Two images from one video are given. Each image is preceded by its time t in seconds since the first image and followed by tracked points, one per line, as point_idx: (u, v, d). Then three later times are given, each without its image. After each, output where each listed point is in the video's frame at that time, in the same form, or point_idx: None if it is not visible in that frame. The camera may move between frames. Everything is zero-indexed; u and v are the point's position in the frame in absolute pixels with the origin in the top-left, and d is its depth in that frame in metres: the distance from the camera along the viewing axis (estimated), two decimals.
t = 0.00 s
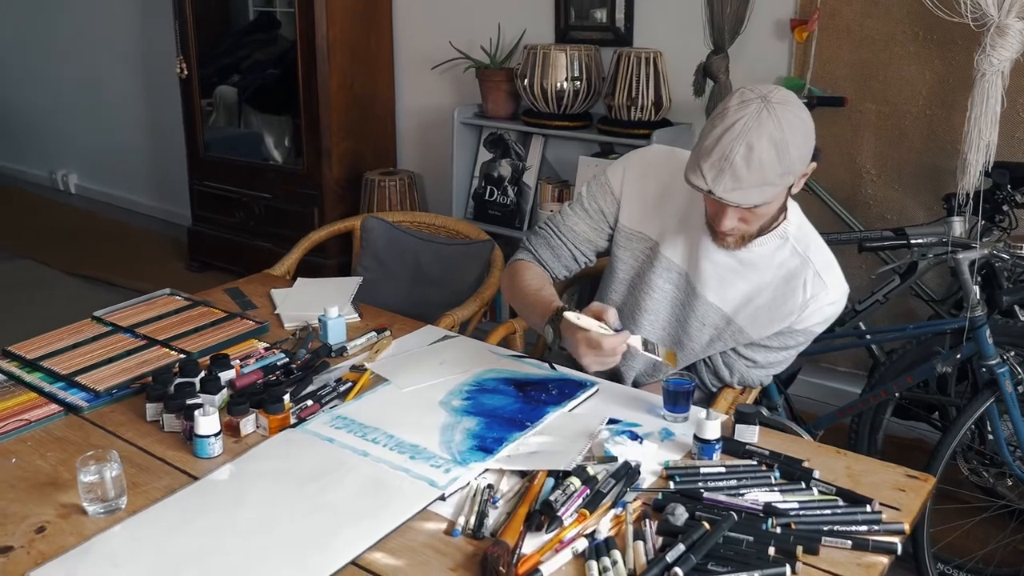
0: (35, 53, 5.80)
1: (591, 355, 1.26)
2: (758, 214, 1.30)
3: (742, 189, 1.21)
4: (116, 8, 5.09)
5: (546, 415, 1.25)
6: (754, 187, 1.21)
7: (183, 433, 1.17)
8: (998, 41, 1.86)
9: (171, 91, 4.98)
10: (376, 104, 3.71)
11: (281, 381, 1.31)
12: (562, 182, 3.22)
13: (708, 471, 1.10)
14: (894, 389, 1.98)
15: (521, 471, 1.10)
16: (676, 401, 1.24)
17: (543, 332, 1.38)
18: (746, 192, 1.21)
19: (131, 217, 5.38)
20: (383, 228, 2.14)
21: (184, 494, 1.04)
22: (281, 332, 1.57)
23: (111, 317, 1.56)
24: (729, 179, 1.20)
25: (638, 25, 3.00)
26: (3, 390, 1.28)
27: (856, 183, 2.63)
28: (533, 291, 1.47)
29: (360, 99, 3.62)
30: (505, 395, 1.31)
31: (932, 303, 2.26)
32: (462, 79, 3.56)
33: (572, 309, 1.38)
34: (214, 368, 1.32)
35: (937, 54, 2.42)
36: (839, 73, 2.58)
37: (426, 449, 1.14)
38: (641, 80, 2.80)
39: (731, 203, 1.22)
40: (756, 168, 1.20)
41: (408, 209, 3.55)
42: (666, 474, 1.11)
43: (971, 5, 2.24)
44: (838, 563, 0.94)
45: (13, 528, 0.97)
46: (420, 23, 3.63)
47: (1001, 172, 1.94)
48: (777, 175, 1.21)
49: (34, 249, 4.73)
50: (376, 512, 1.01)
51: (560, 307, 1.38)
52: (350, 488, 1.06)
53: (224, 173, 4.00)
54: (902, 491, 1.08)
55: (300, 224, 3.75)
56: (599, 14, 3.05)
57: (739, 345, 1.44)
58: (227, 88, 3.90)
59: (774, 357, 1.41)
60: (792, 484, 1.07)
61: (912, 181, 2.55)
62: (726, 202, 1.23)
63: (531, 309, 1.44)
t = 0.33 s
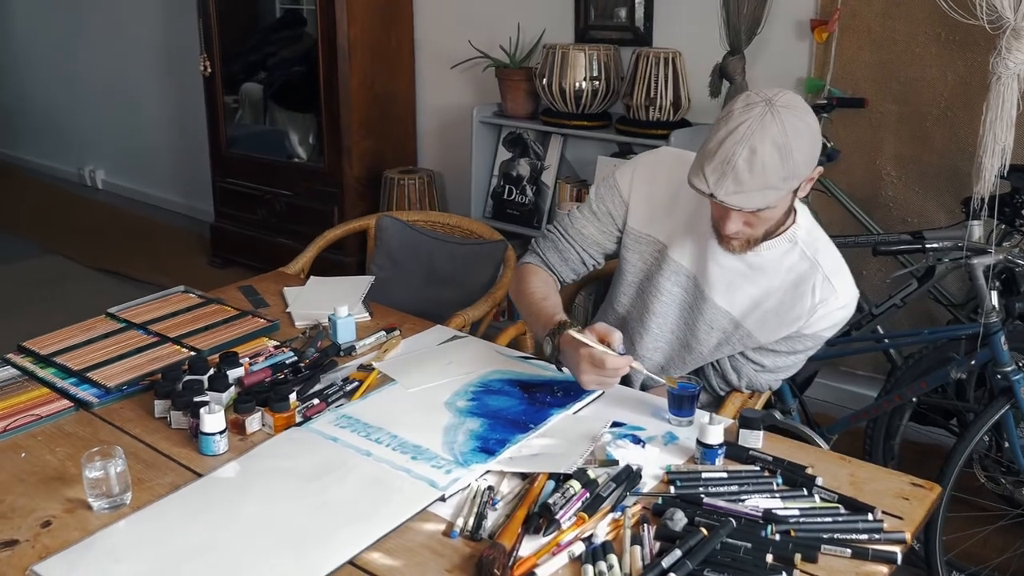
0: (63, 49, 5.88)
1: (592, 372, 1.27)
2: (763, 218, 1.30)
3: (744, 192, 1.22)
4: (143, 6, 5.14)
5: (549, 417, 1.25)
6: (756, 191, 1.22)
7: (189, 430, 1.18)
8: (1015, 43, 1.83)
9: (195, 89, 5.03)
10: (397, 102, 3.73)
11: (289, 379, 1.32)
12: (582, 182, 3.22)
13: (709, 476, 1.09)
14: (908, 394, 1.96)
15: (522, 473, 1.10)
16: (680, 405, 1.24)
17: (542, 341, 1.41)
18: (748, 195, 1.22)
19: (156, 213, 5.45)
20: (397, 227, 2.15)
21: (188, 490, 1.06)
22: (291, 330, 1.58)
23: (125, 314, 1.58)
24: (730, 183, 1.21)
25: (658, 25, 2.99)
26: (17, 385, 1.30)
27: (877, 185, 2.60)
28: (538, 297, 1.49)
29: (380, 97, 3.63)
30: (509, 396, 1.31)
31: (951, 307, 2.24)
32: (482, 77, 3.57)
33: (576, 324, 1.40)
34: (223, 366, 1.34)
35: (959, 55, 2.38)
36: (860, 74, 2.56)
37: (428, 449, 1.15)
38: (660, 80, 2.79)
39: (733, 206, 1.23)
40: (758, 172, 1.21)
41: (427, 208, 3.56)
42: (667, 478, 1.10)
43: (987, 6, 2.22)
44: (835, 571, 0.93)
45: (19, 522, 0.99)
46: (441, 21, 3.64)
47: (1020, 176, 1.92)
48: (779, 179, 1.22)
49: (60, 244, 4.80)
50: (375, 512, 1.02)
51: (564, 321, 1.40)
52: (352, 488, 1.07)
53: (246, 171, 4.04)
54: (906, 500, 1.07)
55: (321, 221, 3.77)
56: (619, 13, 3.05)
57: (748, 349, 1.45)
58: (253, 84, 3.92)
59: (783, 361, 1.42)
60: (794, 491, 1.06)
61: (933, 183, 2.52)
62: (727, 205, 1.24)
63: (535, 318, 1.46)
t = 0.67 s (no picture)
0: (91, 47, 5.96)
1: (586, 374, 1.28)
2: (771, 221, 1.30)
3: (750, 194, 1.22)
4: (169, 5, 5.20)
5: (554, 420, 1.25)
6: (762, 194, 1.22)
7: (196, 428, 1.19)
8: None
9: (219, 87, 5.07)
10: (418, 102, 3.74)
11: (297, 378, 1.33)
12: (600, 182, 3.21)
13: (712, 482, 1.09)
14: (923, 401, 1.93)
15: (523, 475, 1.10)
16: (686, 409, 1.24)
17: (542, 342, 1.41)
18: (754, 198, 1.23)
19: (180, 210, 5.50)
20: (411, 227, 2.16)
21: (191, 487, 1.07)
22: (301, 329, 1.59)
23: (139, 311, 1.60)
24: (736, 186, 1.22)
25: (678, 26, 2.98)
26: (30, 380, 1.32)
27: (899, 188, 2.57)
28: (542, 297, 1.50)
29: (401, 96, 3.65)
30: (514, 398, 1.31)
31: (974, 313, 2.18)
32: (502, 77, 3.57)
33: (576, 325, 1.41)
34: (232, 364, 1.35)
35: (983, 57, 2.35)
36: (882, 75, 2.53)
37: (431, 450, 1.15)
38: (680, 81, 2.78)
39: (739, 209, 1.23)
40: (764, 174, 1.21)
41: (446, 207, 3.57)
42: (669, 484, 1.09)
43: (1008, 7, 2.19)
44: None
45: (26, 516, 1.01)
46: (461, 21, 3.64)
47: None
48: (785, 182, 1.22)
49: (85, 240, 4.87)
50: (375, 511, 1.03)
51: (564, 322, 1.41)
52: (353, 488, 1.07)
53: (267, 169, 4.07)
54: (912, 509, 1.05)
55: (340, 219, 3.80)
56: (639, 13, 3.03)
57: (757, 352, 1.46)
58: (277, 83, 3.93)
59: (792, 366, 1.43)
60: (798, 498, 1.05)
61: (955, 186, 2.49)
62: (733, 208, 1.24)
63: (537, 317, 1.47)
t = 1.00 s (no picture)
0: (118, 47, 6.03)
1: (599, 373, 1.29)
2: (768, 210, 1.33)
3: (743, 180, 1.25)
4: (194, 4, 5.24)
5: (556, 422, 1.24)
6: (755, 181, 1.25)
7: (198, 426, 1.20)
8: None
9: (243, 86, 5.11)
10: (437, 101, 3.74)
11: (302, 378, 1.33)
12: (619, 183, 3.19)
13: (713, 488, 1.07)
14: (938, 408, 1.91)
15: (522, 478, 1.09)
16: (690, 413, 1.22)
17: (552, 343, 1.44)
18: (747, 184, 1.26)
19: (203, 208, 5.55)
20: (423, 226, 2.16)
21: (191, 484, 1.08)
22: (309, 328, 1.59)
23: (149, 309, 1.61)
24: (729, 171, 1.25)
25: (698, 25, 2.95)
26: (39, 376, 1.34)
27: (920, 192, 2.54)
28: (551, 300, 1.53)
29: (420, 95, 3.65)
30: (519, 400, 1.31)
31: (994, 317, 2.15)
32: (521, 77, 3.57)
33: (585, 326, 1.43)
34: (237, 364, 1.36)
35: (1006, 58, 2.31)
36: (904, 76, 2.49)
37: (431, 451, 1.15)
38: (699, 82, 2.76)
39: (733, 195, 1.27)
40: (757, 161, 1.25)
41: (464, 207, 3.57)
42: (669, 488, 1.08)
43: None
44: None
45: (27, 511, 1.02)
46: (481, 20, 3.64)
47: None
48: (778, 170, 1.25)
49: (110, 237, 4.93)
50: (372, 512, 1.03)
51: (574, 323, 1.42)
52: (351, 488, 1.07)
53: (288, 167, 4.09)
54: (915, 518, 1.04)
55: (360, 219, 3.81)
56: (659, 13, 3.01)
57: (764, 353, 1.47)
58: (304, 82, 3.89)
59: (800, 366, 1.43)
60: (799, 505, 1.04)
61: (978, 190, 2.45)
62: (728, 195, 1.27)
63: (547, 320, 1.50)
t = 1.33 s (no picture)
0: (144, 46, 6.10)
1: (586, 377, 1.29)
2: (740, 178, 1.36)
3: (706, 144, 1.30)
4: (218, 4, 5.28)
5: (555, 425, 1.23)
6: (719, 144, 1.30)
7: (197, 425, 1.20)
8: None
9: (265, 85, 5.15)
10: (456, 101, 3.74)
11: (303, 378, 1.33)
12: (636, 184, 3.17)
13: (710, 494, 1.06)
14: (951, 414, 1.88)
15: (517, 482, 1.08)
16: (691, 418, 1.21)
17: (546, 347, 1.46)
18: (711, 148, 1.30)
19: (226, 205, 5.60)
20: (434, 226, 2.16)
21: (187, 484, 1.08)
22: (315, 328, 1.59)
23: (156, 307, 1.62)
24: (691, 136, 1.30)
25: (717, 25, 2.92)
26: (44, 373, 1.36)
27: (939, 195, 2.49)
28: (548, 303, 1.57)
29: (439, 95, 3.65)
30: (519, 402, 1.30)
31: (1012, 323, 2.13)
32: (539, 76, 3.56)
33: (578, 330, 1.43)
34: (240, 363, 1.37)
35: None
36: (924, 77, 2.45)
37: (427, 453, 1.14)
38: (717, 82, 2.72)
39: (698, 159, 1.31)
40: (719, 125, 1.30)
41: (481, 207, 3.56)
42: (666, 494, 1.07)
43: None
44: None
45: (23, 509, 1.03)
46: (500, 20, 3.63)
47: None
48: (740, 132, 1.30)
49: (134, 235, 4.98)
50: (366, 513, 1.02)
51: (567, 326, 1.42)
52: (345, 489, 1.07)
53: (307, 166, 4.11)
54: (917, 528, 1.01)
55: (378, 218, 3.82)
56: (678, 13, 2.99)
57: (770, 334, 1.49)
58: (328, 81, 3.88)
59: (807, 343, 1.45)
60: (797, 513, 1.02)
61: (999, 193, 2.40)
62: (694, 160, 1.32)
63: (543, 321, 1.53)
